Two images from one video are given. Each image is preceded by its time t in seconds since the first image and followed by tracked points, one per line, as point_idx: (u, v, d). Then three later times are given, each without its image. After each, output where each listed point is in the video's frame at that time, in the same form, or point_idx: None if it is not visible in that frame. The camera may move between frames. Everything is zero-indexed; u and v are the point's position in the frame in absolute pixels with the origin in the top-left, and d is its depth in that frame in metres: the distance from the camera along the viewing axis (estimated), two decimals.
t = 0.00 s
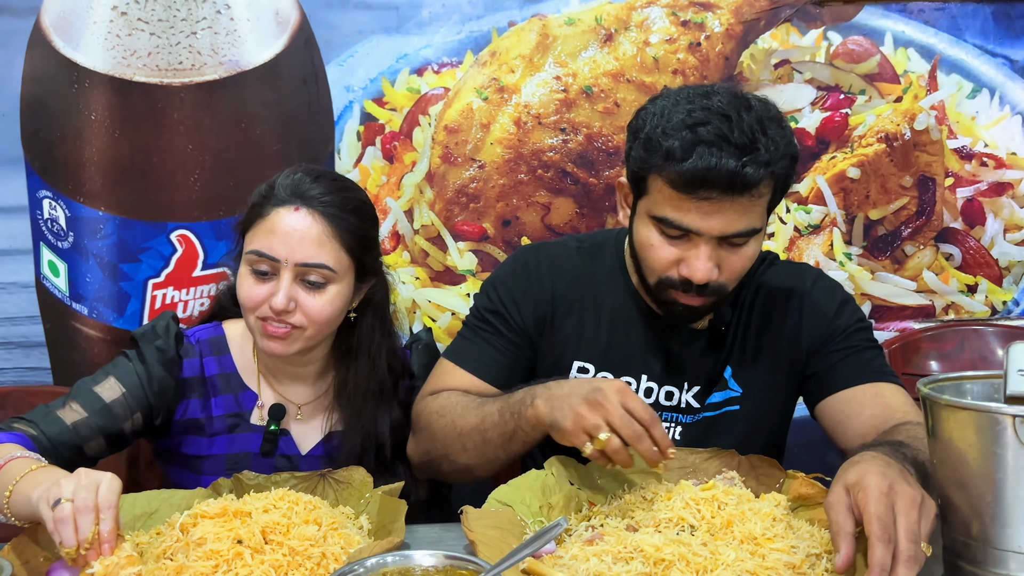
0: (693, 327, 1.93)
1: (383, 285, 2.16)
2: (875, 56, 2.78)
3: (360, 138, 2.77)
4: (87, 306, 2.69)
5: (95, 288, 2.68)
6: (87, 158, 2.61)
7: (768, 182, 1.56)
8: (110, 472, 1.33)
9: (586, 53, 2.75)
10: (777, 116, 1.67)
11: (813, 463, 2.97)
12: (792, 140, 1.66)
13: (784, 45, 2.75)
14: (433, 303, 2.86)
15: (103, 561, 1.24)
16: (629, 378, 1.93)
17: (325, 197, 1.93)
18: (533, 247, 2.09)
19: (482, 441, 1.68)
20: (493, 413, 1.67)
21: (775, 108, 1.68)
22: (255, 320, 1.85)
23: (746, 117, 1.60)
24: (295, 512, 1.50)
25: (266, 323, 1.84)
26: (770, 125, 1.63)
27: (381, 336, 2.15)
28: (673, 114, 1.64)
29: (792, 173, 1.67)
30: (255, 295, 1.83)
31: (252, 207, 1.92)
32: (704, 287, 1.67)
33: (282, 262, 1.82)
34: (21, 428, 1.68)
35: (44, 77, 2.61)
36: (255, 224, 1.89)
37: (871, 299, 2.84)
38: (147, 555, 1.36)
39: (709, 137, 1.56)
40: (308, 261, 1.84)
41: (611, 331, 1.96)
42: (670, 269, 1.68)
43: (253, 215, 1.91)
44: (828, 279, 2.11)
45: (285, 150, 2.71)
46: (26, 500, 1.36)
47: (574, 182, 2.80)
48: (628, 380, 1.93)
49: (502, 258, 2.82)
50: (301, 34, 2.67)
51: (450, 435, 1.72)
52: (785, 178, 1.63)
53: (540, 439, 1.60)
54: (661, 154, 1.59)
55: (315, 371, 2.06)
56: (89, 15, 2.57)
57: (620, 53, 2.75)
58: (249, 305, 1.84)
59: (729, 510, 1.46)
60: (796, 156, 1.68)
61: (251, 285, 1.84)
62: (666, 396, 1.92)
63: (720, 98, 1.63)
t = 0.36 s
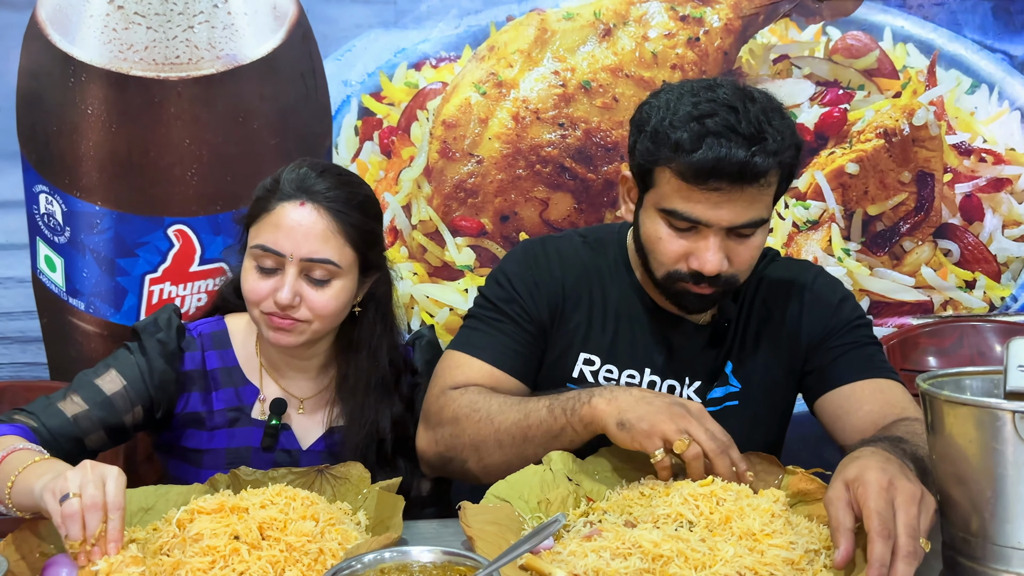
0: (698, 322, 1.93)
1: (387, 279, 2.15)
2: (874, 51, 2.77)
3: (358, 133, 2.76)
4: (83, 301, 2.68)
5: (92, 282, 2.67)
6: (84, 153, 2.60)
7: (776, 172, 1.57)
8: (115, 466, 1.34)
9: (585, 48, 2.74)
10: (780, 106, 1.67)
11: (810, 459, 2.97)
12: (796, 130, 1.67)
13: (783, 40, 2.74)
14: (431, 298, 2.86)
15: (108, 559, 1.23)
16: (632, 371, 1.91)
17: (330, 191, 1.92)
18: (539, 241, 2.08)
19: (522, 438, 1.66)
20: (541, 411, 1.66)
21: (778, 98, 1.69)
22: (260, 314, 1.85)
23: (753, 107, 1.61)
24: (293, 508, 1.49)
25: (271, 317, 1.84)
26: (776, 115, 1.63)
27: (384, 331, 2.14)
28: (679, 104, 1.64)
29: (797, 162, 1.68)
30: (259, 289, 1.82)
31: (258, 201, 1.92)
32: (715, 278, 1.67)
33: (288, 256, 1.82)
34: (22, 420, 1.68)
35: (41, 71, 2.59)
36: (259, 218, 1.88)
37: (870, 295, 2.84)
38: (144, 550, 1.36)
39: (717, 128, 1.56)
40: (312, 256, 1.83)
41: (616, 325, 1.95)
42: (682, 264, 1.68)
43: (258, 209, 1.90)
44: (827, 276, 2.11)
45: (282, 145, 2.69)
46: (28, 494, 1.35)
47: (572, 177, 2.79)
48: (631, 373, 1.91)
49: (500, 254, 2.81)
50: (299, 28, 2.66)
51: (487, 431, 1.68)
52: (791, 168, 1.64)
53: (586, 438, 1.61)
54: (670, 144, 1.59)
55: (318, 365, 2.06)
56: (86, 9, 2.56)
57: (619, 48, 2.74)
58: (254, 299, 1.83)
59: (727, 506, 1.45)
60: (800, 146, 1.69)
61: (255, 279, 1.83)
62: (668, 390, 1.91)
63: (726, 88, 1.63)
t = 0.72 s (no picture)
0: (698, 320, 1.94)
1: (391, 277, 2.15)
2: (871, 49, 2.78)
3: (355, 131, 2.76)
4: (81, 298, 2.68)
5: (89, 280, 2.67)
6: (81, 150, 2.59)
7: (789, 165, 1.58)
8: (106, 469, 1.34)
9: (582, 46, 2.74)
10: (786, 102, 1.70)
11: (807, 456, 2.98)
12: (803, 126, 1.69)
13: (780, 38, 2.74)
14: (429, 296, 2.86)
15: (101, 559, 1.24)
16: (631, 367, 1.92)
17: (336, 191, 1.92)
18: (540, 236, 2.08)
19: (527, 433, 1.65)
20: (548, 407, 1.65)
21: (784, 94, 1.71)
22: (264, 313, 1.85)
23: (765, 102, 1.62)
24: (289, 506, 1.49)
25: (276, 317, 1.84)
26: (786, 110, 1.65)
27: (386, 329, 2.14)
28: (691, 99, 1.65)
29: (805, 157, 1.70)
30: (264, 289, 1.82)
31: (263, 199, 1.92)
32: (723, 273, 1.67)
33: (294, 256, 1.82)
34: (24, 419, 1.67)
35: (38, 69, 2.59)
36: (266, 217, 1.88)
37: (867, 293, 2.84)
38: (142, 548, 1.36)
39: (733, 122, 1.57)
40: (318, 256, 1.83)
41: (616, 321, 1.96)
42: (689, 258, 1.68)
43: (265, 207, 1.90)
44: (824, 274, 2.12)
45: (280, 143, 2.69)
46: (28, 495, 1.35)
47: (570, 175, 2.79)
48: (630, 368, 1.92)
49: (497, 252, 2.81)
50: (296, 26, 2.66)
51: (492, 425, 1.67)
52: (801, 162, 1.65)
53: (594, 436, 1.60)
54: (686, 139, 1.59)
55: (320, 363, 2.06)
56: (83, 6, 2.55)
57: (616, 46, 2.74)
58: (259, 298, 1.83)
59: (722, 504, 1.45)
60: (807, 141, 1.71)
61: (260, 278, 1.83)
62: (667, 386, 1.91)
63: (737, 84, 1.65)
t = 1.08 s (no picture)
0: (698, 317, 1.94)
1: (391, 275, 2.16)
2: (871, 48, 2.78)
3: (355, 129, 2.76)
4: (80, 297, 2.67)
5: (89, 279, 2.66)
6: (81, 149, 2.59)
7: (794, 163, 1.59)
8: (101, 474, 1.32)
9: (582, 45, 2.74)
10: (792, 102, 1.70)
11: (806, 455, 2.98)
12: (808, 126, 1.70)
13: (780, 37, 2.74)
14: (429, 295, 2.85)
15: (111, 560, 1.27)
16: (632, 364, 1.92)
17: (337, 188, 1.92)
18: (542, 234, 2.08)
19: (524, 430, 1.65)
20: (546, 405, 1.65)
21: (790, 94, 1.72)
22: (265, 311, 1.85)
23: (771, 101, 1.62)
24: (291, 504, 1.49)
25: (277, 314, 1.84)
26: (791, 110, 1.66)
27: (386, 327, 2.13)
28: (698, 97, 1.65)
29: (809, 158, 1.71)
30: (266, 286, 1.82)
31: (263, 197, 1.91)
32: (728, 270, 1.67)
33: (295, 253, 1.81)
34: (22, 413, 1.67)
35: (38, 67, 2.58)
36: (267, 214, 1.87)
37: (866, 292, 2.85)
38: (143, 547, 1.36)
39: (739, 120, 1.57)
40: (319, 253, 1.83)
41: (617, 317, 1.96)
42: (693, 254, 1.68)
43: (265, 204, 1.90)
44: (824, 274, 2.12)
45: (280, 142, 2.69)
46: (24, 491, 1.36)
47: (569, 174, 2.79)
48: (631, 365, 1.92)
49: (497, 251, 2.81)
50: (296, 24, 2.66)
51: (489, 422, 1.67)
52: (805, 161, 1.66)
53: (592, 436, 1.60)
54: (692, 135, 1.59)
55: (320, 361, 2.06)
56: (82, 4, 2.55)
57: (616, 45, 2.74)
58: (260, 296, 1.83)
59: (724, 503, 1.45)
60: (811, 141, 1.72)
61: (262, 275, 1.83)
62: (667, 383, 1.91)
63: (744, 82, 1.65)
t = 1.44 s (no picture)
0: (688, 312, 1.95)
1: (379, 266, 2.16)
2: (867, 46, 2.78)
3: (352, 126, 2.76)
4: (76, 294, 2.67)
5: (84, 276, 2.66)
6: (77, 146, 2.58)
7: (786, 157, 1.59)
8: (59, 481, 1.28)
9: (578, 42, 2.74)
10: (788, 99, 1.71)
11: (802, 452, 2.98)
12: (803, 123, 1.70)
13: (776, 35, 2.75)
14: (425, 292, 2.85)
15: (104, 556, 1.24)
16: (625, 360, 1.92)
17: (327, 173, 1.94)
18: (536, 232, 2.09)
19: (509, 423, 1.64)
20: (529, 395, 1.64)
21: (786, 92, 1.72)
22: (260, 300, 1.84)
23: (766, 96, 1.63)
24: (285, 500, 1.49)
25: (272, 303, 1.84)
26: (786, 105, 1.66)
27: (377, 320, 2.14)
28: (693, 91, 1.66)
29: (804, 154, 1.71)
30: (259, 274, 1.82)
31: (253, 187, 1.92)
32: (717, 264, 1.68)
33: (288, 237, 1.82)
34: (14, 407, 1.61)
35: (33, 64, 2.57)
36: (258, 203, 1.88)
37: (862, 290, 2.85)
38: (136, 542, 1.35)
39: (732, 112, 1.57)
40: (313, 236, 1.84)
41: (611, 314, 1.96)
42: (686, 247, 1.68)
43: (257, 194, 1.90)
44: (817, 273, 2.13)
45: (275, 139, 2.69)
46: None
47: (566, 171, 2.79)
48: (624, 362, 1.91)
49: (493, 248, 2.81)
50: (292, 21, 2.65)
51: (475, 415, 1.67)
52: (798, 156, 1.66)
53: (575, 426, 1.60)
54: (685, 127, 1.60)
55: (312, 355, 2.06)
56: (78, 1, 2.55)
57: (612, 42, 2.74)
58: (254, 284, 1.83)
59: (717, 498, 1.46)
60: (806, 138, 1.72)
61: (255, 264, 1.83)
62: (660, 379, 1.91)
63: (739, 78, 1.66)
